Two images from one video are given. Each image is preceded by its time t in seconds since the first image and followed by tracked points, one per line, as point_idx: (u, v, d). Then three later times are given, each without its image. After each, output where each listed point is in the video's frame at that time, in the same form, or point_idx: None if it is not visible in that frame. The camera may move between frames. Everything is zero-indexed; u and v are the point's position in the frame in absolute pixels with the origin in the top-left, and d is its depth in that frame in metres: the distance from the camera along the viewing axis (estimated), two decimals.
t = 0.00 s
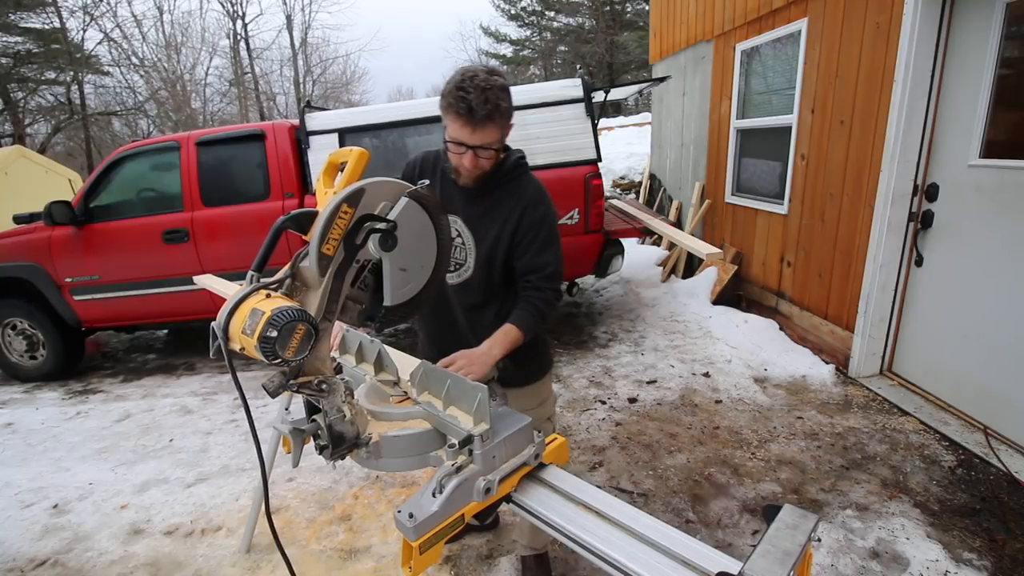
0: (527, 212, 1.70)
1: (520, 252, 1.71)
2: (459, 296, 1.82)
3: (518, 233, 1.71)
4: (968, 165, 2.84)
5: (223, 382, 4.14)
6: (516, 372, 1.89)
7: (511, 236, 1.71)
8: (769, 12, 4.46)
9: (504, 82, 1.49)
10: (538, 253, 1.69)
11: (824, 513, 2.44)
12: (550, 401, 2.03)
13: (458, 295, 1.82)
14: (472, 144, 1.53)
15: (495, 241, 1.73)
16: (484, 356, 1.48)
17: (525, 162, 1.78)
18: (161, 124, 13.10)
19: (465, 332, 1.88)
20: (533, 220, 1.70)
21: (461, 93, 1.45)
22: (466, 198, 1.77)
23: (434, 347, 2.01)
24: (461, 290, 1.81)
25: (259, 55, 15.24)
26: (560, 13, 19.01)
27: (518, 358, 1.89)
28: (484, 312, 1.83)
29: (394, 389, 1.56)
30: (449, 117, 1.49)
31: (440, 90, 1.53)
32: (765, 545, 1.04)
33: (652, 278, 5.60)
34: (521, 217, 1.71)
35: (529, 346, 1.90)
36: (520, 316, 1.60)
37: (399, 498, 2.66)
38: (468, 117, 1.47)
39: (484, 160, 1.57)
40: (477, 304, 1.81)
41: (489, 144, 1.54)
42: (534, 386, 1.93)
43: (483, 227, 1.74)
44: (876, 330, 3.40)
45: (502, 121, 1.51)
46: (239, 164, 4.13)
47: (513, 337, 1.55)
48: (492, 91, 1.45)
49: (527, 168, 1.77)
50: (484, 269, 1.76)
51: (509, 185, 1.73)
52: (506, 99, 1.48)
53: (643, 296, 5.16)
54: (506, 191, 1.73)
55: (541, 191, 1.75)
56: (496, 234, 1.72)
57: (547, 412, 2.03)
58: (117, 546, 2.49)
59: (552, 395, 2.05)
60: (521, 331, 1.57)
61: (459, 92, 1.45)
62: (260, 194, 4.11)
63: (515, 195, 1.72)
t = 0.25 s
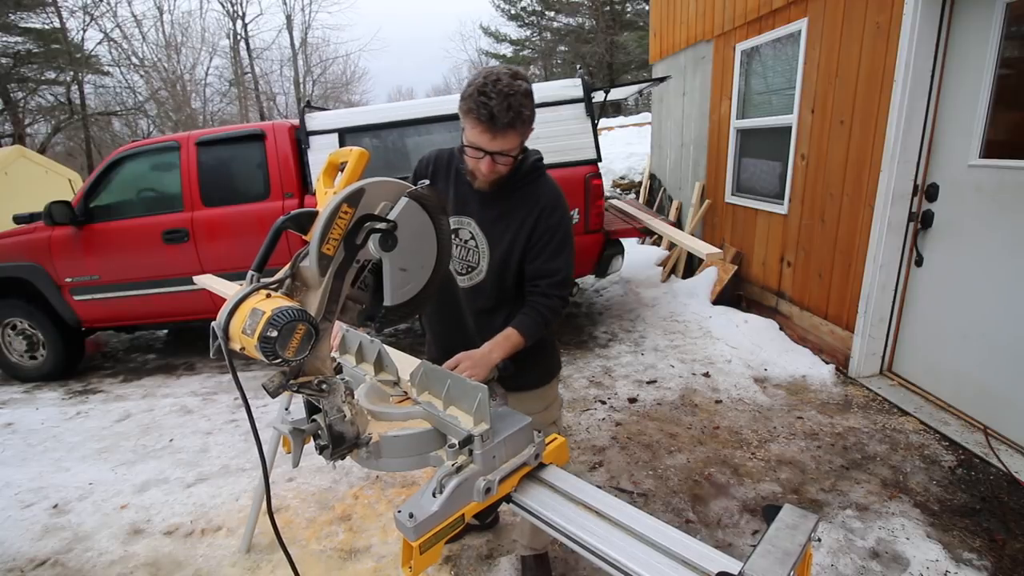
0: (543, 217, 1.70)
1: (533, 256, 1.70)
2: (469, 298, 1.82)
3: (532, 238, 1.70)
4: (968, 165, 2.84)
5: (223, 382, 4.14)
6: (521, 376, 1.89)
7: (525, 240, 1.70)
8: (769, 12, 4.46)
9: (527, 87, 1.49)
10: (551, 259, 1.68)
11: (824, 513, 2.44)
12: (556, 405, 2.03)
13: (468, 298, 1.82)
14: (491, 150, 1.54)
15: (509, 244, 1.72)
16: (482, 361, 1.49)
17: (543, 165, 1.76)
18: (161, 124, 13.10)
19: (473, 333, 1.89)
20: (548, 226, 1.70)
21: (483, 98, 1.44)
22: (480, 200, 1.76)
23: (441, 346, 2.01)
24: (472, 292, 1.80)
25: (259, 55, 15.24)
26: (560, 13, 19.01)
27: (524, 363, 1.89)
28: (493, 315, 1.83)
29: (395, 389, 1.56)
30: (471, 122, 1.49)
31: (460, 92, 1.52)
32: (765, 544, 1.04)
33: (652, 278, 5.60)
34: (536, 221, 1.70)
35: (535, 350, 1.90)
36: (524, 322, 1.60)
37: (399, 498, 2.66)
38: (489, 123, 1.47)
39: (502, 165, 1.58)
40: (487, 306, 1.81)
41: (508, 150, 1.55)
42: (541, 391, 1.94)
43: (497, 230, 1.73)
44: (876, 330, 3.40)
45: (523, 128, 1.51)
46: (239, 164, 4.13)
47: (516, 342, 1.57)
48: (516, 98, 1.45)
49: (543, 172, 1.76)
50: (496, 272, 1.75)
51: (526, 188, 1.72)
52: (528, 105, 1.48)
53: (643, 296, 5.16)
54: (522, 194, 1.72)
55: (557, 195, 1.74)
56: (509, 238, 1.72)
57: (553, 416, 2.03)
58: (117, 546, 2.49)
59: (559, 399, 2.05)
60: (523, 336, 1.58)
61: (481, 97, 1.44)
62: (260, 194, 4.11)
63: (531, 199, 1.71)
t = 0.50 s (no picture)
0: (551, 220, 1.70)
1: (541, 260, 1.70)
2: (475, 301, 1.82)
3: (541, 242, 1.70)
4: (968, 165, 2.84)
5: (223, 382, 4.14)
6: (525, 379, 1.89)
7: (534, 244, 1.70)
8: (769, 11, 4.46)
9: (541, 95, 1.47)
10: (558, 264, 1.68)
11: (824, 513, 2.44)
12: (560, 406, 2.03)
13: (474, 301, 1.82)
14: (501, 157, 1.53)
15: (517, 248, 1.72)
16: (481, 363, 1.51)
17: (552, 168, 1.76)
18: (161, 124, 13.08)
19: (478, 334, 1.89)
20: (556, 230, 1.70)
21: (496, 105, 1.44)
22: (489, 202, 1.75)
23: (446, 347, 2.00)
24: (479, 294, 1.80)
25: (259, 55, 15.24)
26: (560, 13, 19.01)
27: (528, 366, 1.89)
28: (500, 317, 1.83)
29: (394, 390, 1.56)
30: (483, 129, 1.49)
31: (475, 96, 1.51)
32: (765, 545, 1.04)
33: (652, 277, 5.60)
34: (544, 225, 1.70)
35: (539, 353, 1.89)
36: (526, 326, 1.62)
37: (399, 498, 2.66)
38: (502, 130, 1.47)
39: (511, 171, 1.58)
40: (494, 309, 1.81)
41: (519, 158, 1.54)
42: (544, 391, 1.93)
43: (505, 234, 1.73)
44: (876, 330, 3.40)
45: (535, 136, 1.50)
46: (239, 164, 4.13)
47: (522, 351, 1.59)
48: (529, 107, 1.44)
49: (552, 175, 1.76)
50: (504, 275, 1.75)
51: (534, 191, 1.72)
52: (540, 113, 1.46)
53: (643, 296, 5.16)
54: (531, 198, 1.72)
55: (565, 199, 1.74)
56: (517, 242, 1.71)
57: (557, 417, 2.03)
58: (117, 546, 2.49)
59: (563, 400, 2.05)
60: (525, 342, 1.60)
61: (495, 105, 1.44)
62: (260, 194, 4.10)
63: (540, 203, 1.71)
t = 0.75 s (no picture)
0: (615, 215, 1.39)
1: (611, 268, 1.41)
2: (543, 317, 1.63)
3: (605, 245, 1.42)
4: (968, 165, 2.84)
5: (223, 382, 4.14)
6: (615, 420, 1.58)
7: (597, 249, 1.44)
8: (769, 11, 4.46)
9: (533, 66, 1.31)
10: (632, 267, 1.30)
11: (824, 513, 2.44)
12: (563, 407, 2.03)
13: (542, 315, 1.63)
14: (509, 148, 1.43)
15: (580, 253, 1.48)
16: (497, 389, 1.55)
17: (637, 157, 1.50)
18: (161, 124, 12.91)
19: (546, 358, 1.64)
20: (620, 226, 1.36)
21: (488, 94, 1.38)
22: (552, 202, 1.56)
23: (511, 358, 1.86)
24: (546, 308, 1.61)
25: (259, 55, 15.24)
26: (560, 13, 19.02)
27: (618, 402, 1.57)
28: (569, 338, 1.56)
29: (395, 390, 1.58)
30: (484, 124, 1.43)
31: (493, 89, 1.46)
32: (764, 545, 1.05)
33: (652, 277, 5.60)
34: (607, 223, 1.41)
35: (637, 386, 1.58)
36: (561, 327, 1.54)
37: (399, 498, 2.66)
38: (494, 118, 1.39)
39: (533, 163, 1.42)
40: (560, 326, 1.56)
41: (528, 145, 1.39)
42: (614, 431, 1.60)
43: (567, 238, 1.51)
44: (876, 330, 3.40)
45: (531, 116, 1.34)
46: (239, 164, 4.12)
47: (609, 386, 1.21)
48: (512, 86, 1.32)
49: (624, 161, 1.47)
50: (567, 287, 1.53)
51: (597, 184, 1.46)
52: (529, 89, 1.31)
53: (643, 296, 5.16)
54: (592, 192, 1.46)
55: (636, 187, 1.40)
56: (581, 247, 1.48)
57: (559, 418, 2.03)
58: (117, 546, 2.49)
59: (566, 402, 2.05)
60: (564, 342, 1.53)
61: (489, 91, 1.37)
62: (260, 194, 4.10)
63: (602, 196, 1.43)
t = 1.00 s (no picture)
0: (616, 215, 1.39)
1: (611, 268, 1.41)
2: (544, 317, 1.62)
3: (605, 245, 1.42)
4: (968, 165, 2.84)
5: (223, 382, 4.14)
6: (614, 419, 1.59)
7: (597, 249, 1.44)
8: (769, 11, 4.46)
9: (533, 67, 1.31)
10: (632, 267, 1.30)
11: (824, 513, 2.44)
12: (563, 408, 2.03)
13: (542, 315, 1.63)
14: (509, 149, 1.43)
15: (580, 253, 1.48)
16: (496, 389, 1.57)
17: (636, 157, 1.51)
18: (161, 124, 12.88)
19: (545, 358, 1.65)
20: (620, 226, 1.36)
21: (488, 95, 1.37)
22: (552, 202, 1.56)
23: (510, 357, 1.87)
24: (546, 308, 1.61)
25: (259, 55, 15.24)
26: (560, 13, 19.03)
27: (618, 402, 1.57)
28: (569, 338, 1.56)
29: (395, 390, 1.58)
30: (484, 125, 1.43)
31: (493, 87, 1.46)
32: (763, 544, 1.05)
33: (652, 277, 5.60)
34: (607, 223, 1.41)
35: (637, 386, 1.59)
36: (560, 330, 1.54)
37: (399, 498, 2.66)
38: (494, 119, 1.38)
39: (533, 163, 1.42)
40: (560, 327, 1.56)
41: (528, 145, 1.39)
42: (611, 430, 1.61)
43: (567, 238, 1.51)
44: (876, 330, 3.40)
45: (531, 116, 1.34)
46: (239, 164, 4.12)
47: (609, 386, 1.21)
48: (512, 87, 1.32)
49: (624, 161, 1.47)
50: (567, 287, 1.53)
51: (598, 184, 1.46)
52: (529, 90, 1.31)
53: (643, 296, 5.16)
54: (593, 192, 1.46)
55: (636, 187, 1.40)
56: (581, 247, 1.47)
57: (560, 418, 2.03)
58: (117, 546, 2.49)
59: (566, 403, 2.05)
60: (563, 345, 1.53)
61: (488, 91, 1.37)
62: (260, 194, 4.10)
63: (602, 196, 1.43)
